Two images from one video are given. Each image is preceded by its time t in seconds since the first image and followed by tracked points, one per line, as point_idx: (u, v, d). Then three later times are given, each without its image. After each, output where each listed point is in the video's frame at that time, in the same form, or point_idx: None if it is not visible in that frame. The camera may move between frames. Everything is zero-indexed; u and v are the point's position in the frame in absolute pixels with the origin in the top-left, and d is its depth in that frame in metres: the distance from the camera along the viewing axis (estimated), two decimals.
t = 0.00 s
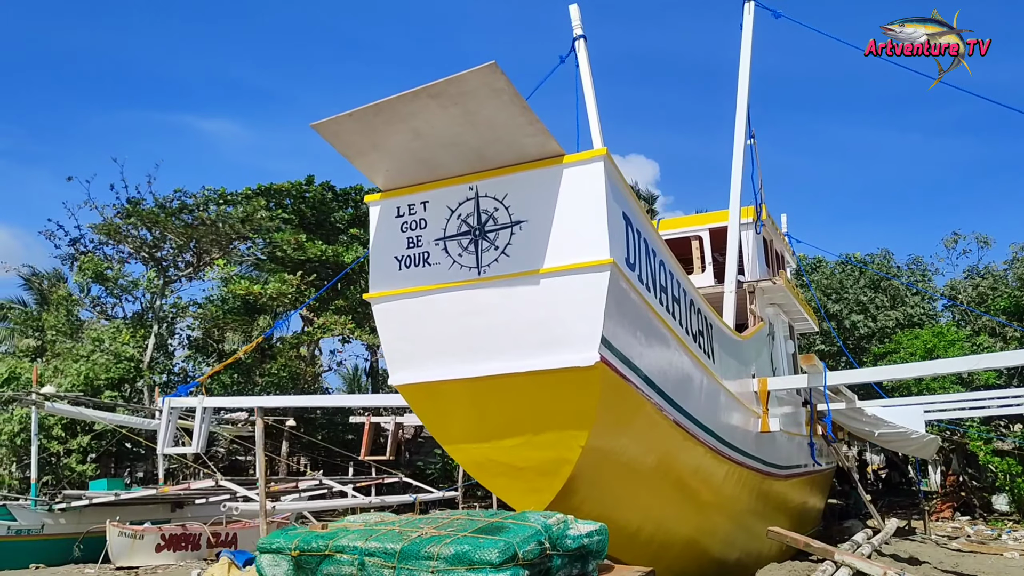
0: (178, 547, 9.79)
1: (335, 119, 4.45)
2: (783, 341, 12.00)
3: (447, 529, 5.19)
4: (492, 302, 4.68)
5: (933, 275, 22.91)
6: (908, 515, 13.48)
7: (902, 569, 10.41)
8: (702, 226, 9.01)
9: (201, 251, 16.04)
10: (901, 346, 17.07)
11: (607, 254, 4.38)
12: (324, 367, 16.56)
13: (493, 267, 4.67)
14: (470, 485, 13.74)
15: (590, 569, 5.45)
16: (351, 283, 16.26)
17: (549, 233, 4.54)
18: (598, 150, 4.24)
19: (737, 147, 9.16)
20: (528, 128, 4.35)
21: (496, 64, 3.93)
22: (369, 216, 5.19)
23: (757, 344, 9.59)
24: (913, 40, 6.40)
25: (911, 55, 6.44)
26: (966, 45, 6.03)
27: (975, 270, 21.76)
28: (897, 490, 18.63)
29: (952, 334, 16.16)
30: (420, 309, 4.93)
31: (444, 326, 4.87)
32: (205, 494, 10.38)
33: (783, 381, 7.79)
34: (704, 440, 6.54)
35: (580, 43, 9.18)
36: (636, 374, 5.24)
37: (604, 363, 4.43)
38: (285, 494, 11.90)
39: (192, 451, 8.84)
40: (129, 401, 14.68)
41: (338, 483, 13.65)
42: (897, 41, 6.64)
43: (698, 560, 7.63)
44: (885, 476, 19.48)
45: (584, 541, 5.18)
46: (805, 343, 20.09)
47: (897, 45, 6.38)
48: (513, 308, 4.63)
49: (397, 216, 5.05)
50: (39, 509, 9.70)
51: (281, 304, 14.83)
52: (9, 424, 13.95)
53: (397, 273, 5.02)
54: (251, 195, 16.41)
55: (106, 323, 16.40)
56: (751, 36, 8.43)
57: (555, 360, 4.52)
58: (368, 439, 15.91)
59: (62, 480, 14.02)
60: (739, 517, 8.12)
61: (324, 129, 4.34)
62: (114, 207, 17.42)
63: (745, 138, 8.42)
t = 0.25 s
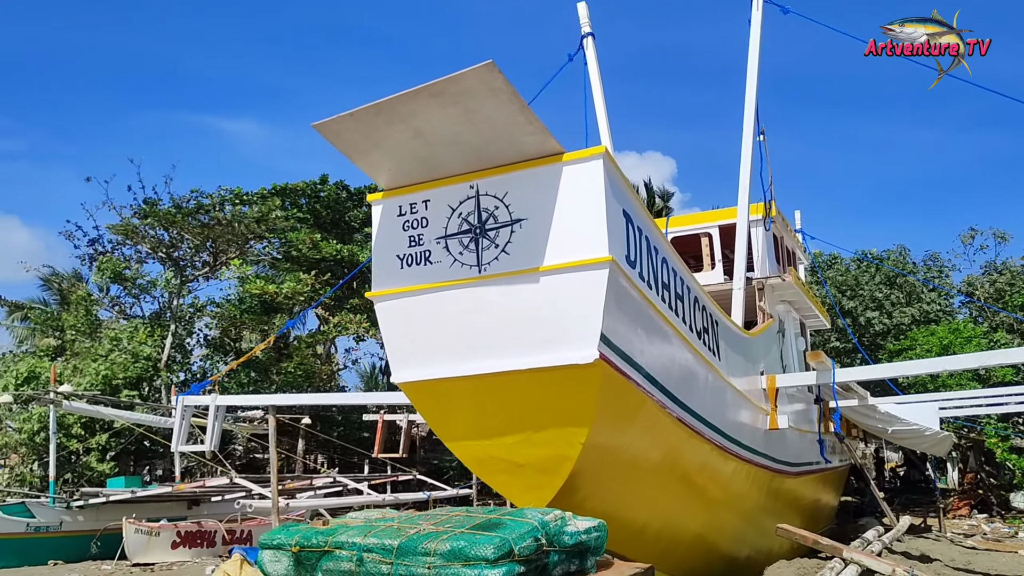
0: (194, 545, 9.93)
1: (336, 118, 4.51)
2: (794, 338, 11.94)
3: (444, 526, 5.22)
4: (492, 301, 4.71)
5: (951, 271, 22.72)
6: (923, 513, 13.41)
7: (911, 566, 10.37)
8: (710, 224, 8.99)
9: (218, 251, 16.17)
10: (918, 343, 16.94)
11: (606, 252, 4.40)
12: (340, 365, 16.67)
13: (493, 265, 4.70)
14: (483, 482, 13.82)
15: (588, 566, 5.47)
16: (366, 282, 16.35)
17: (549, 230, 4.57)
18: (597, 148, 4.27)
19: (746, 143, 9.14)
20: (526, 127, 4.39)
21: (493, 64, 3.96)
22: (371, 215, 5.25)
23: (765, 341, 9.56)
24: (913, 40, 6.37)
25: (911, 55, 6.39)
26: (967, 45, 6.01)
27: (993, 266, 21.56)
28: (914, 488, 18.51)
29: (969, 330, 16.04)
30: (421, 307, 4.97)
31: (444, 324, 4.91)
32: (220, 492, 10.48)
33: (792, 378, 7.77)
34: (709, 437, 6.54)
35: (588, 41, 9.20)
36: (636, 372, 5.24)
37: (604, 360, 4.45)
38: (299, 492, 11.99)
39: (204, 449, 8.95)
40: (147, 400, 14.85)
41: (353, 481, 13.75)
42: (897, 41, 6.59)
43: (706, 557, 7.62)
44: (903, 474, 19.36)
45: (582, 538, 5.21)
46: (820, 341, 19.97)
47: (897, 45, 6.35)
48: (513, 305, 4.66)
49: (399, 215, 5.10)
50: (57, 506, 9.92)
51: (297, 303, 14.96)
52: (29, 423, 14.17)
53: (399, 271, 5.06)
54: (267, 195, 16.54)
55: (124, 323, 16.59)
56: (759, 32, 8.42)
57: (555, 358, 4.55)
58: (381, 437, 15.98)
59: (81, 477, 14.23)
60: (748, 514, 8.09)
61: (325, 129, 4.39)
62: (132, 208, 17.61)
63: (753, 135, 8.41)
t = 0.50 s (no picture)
0: (207, 540, 10.03)
1: (336, 118, 4.56)
2: (802, 334, 11.88)
3: (441, 521, 5.27)
4: (491, 298, 4.75)
5: (966, 266, 22.54)
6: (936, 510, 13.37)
7: (916, 563, 10.36)
8: (717, 220, 8.96)
9: (232, 248, 16.30)
10: (932, 338, 16.83)
11: (604, 249, 4.42)
12: (354, 362, 16.78)
13: (492, 263, 4.73)
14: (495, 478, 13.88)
15: (585, 562, 5.50)
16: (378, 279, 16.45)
17: (547, 228, 4.60)
18: (595, 146, 4.29)
19: (752, 139, 9.12)
20: (524, 125, 4.41)
21: (489, 63, 3.99)
22: (372, 213, 5.30)
23: (773, 338, 9.54)
24: (913, 40, 6.34)
25: (911, 55, 6.37)
26: (967, 45, 5.99)
27: (1008, 261, 21.38)
28: (930, 484, 18.40)
29: (983, 326, 15.93)
30: (421, 305, 5.01)
31: (444, 322, 4.95)
32: (234, 487, 10.65)
33: (799, 374, 7.76)
34: (712, 433, 6.55)
35: (595, 37, 9.21)
36: (637, 369, 5.25)
37: (601, 357, 4.48)
38: (312, 487, 12.08)
39: (215, 445, 9.07)
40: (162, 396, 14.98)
41: (365, 477, 13.83)
42: (897, 41, 6.55)
43: (711, 553, 7.63)
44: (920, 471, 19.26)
45: (578, 534, 5.25)
46: (832, 337, 19.87)
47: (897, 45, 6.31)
48: (512, 303, 4.69)
49: (400, 213, 5.14)
50: (72, 501, 10.14)
51: (311, 300, 15.08)
52: (46, 419, 14.33)
53: (399, 269, 5.10)
54: (280, 192, 16.66)
55: (140, 320, 16.75)
56: (766, 28, 8.40)
57: (553, 355, 4.57)
58: (393, 433, 16.04)
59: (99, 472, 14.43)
60: (755, 510, 8.09)
61: (325, 129, 4.44)
62: (147, 206, 17.77)
63: (760, 130, 8.38)
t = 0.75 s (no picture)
0: (219, 538, 10.14)
1: (337, 120, 4.61)
2: (811, 333, 11.83)
3: (437, 521, 5.30)
4: (490, 299, 4.79)
5: (982, 263, 22.37)
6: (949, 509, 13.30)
7: (924, 562, 10.32)
8: (723, 219, 8.94)
9: (246, 249, 16.45)
10: (945, 336, 16.72)
11: (601, 250, 4.46)
12: (368, 361, 16.90)
13: (491, 263, 4.77)
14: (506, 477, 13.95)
15: (581, 562, 5.52)
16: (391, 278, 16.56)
17: (545, 229, 4.64)
18: (592, 147, 4.32)
19: (759, 137, 9.09)
20: (521, 126, 4.44)
21: (485, 65, 4.02)
22: (374, 214, 5.34)
23: (780, 336, 9.50)
24: (913, 40, 6.30)
25: (911, 54, 6.35)
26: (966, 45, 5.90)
27: None
28: (945, 483, 18.27)
29: (998, 323, 15.83)
30: (421, 306, 5.06)
31: (444, 323, 4.99)
32: (246, 486, 10.89)
33: (805, 373, 7.74)
34: (716, 433, 6.56)
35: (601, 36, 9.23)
36: (637, 370, 5.26)
37: (598, 357, 4.51)
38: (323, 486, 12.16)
39: (227, 445, 9.14)
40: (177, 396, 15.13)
41: (377, 476, 13.92)
42: (898, 41, 6.51)
43: (717, 552, 7.64)
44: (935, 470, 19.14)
45: (574, 533, 5.28)
46: (845, 334, 19.77)
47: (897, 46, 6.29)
48: (510, 303, 4.73)
49: (401, 214, 5.18)
50: (88, 501, 10.34)
51: (325, 299, 15.21)
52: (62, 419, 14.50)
53: (400, 270, 5.15)
54: (293, 193, 16.81)
55: (155, 320, 16.94)
56: (771, 26, 8.38)
57: (551, 355, 4.61)
58: (405, 432, 16.13)
59: (116, 471, 14.58)
60: (762, 509, 8.08)
61: (325, 131, 4.49)
62: (161, 207, 17.94)
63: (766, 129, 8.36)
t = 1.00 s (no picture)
0: (230, 537, 10.26)
1: (337, 121, 4.64)
2: (819, 331, 11.74)
3: (434, 521, 5.32)
4: (489, 300, 4.80)
5: (994, 260, 22.21)
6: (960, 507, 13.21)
7: (931, 561, 10.25)
8: (729, 217, 8.90)
9: (256, 248, 16.56)
10: (957, 334, 16.59)
11: (599, 250, 4.47)
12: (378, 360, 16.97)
13: (490, 264, 4.79)
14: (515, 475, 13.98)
15: (579, 562, 5.54)
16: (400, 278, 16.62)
17: (544, 229, 4.64)
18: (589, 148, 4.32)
19: (764, 135, 9.05)
20: (518, 127, 4.44)
21: (480, 66, 4.03)
22: (374, 215, 5.36)
23: (786, 335, 9.44)
24: (913, 40, 6.24)
25: (911, 54, 6.32)
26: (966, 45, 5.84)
27: None
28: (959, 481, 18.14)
29: (1010, 321, 15.72)
30: (421, 306, 5.08)
31: (444, 323, 5.01)
32: (257, 484, 11.01)
33: (811, 372, 7.71)
34: (719, 432, 6.54)
35: (607, 35, 9.22)
36: (637, 371, 5.24)
37: (597, 357, 4.52)
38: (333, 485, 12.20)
39: (235, 444, 9.19)
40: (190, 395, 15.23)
41: (388, 475, 13.97)
42: (898, 41, 6.43)
43: (722, 551, 7.63)
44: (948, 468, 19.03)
45: (571, 534, 5.28)
46: (856, 332, 19.65)
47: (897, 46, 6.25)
48: (509, 304, 4.74)
49: (401, 215, 5.20)
50: (100, 499, 10.51)
51: (336, 298, 15.29)
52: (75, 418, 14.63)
53: (400, 271, 5.17)
54: (303, 192, 16.89)
55: (167, 320, 17.07)
56: (776, 23, 8.34)
57: (550, 355, 4.62)
58: (415, 431, 16.17)
59: (124, 468, 14.77)
60: (767, 509, 8.04)
61: (323, 133, 4.51)
62: (173, 208, 18.05)
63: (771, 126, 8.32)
